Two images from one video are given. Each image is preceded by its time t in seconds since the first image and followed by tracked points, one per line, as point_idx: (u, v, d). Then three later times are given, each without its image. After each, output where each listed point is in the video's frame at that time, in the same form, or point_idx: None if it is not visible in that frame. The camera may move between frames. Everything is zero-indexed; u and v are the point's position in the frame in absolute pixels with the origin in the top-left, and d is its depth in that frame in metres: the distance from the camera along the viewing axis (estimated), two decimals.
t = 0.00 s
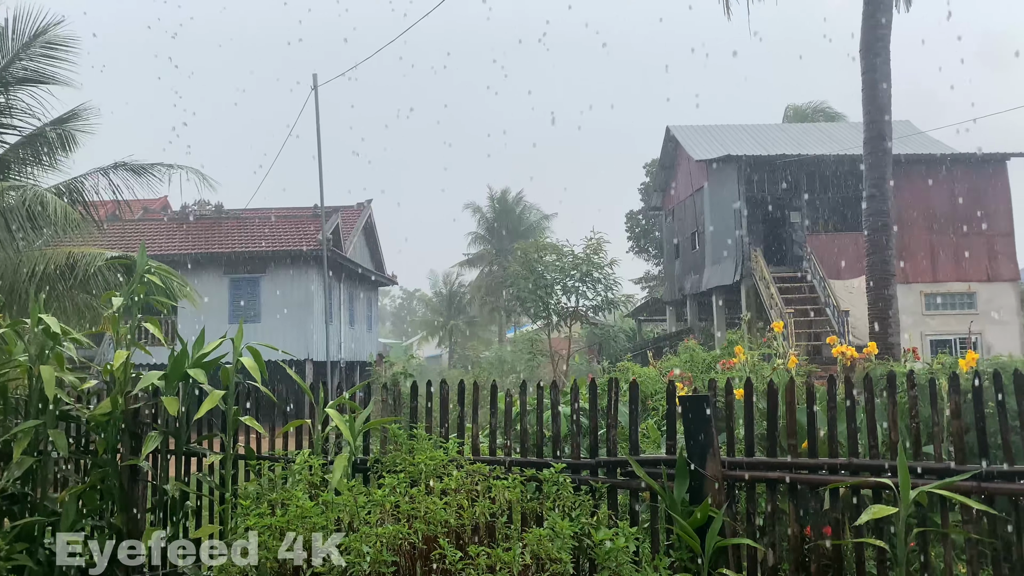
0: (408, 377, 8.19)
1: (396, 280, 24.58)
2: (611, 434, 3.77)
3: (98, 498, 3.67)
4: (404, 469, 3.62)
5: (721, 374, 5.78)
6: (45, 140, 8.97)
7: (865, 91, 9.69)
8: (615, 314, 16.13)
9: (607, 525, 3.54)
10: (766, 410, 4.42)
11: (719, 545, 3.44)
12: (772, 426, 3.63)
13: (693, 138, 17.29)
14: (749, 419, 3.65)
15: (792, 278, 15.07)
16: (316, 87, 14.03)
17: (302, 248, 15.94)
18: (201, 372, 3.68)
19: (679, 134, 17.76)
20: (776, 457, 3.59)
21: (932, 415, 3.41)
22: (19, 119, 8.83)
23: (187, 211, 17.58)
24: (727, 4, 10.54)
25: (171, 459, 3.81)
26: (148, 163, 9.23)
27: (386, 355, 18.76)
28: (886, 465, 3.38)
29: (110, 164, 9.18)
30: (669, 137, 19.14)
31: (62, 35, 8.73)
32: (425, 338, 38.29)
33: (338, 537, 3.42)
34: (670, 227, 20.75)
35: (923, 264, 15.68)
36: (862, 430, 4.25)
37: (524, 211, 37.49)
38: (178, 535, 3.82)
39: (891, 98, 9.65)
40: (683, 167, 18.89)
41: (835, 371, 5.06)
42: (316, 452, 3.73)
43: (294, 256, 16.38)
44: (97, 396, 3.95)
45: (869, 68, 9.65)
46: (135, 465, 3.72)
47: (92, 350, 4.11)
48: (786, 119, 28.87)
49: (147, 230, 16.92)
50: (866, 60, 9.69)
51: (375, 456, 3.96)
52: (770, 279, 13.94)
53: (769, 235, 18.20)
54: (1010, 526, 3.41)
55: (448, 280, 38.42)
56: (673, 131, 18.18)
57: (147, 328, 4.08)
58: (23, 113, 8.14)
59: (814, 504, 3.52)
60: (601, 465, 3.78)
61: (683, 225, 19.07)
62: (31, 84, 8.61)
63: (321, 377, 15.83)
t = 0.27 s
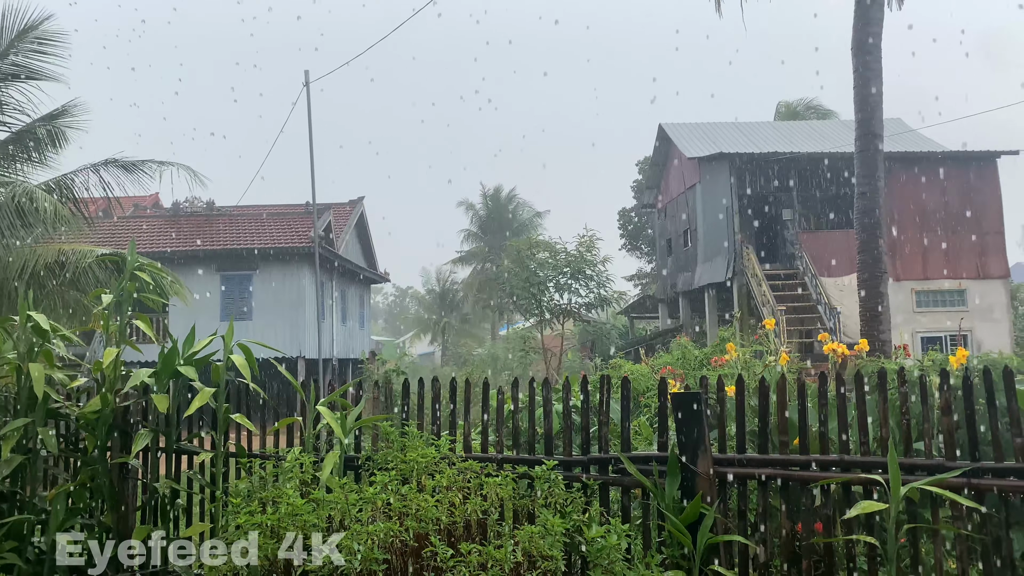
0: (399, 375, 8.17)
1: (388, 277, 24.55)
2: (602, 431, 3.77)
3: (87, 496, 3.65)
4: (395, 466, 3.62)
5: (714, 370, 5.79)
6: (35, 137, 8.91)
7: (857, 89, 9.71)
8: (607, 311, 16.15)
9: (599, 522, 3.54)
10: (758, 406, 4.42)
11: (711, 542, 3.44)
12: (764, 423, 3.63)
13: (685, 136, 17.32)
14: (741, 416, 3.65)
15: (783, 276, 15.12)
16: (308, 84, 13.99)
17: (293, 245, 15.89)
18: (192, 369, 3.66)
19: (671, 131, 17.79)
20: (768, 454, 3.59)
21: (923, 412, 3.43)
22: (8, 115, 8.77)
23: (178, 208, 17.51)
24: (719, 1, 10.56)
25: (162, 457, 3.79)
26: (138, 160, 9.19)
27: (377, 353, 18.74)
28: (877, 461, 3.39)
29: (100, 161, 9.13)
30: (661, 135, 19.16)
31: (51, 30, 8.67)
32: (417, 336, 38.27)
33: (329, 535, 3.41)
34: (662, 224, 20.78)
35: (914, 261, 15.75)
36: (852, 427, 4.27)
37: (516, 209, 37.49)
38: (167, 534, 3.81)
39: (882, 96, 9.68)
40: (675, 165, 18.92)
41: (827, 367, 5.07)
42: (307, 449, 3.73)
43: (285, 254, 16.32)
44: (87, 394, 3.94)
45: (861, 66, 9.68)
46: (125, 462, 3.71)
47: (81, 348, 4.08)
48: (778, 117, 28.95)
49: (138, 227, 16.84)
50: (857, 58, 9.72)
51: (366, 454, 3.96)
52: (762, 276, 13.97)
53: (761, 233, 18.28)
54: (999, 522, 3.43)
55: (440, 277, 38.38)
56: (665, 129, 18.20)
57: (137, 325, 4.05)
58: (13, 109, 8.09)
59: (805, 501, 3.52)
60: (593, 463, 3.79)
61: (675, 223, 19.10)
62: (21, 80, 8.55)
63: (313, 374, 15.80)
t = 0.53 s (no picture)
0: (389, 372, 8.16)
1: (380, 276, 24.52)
2: (593, 429, 3.77)
3: (75, 496, 3.63)
4: (385, 465, 3.61)
5: (704, 368, 5.81)
6: (22, 134, 8.84)
7: (847, 89, 9.75)
8: (598, 309, 16.22)
9: (589, 520, 3.54)
10: (748, 405, 4.43)
11: (700, 540, 3.44)
12: (753, 421, 3.63)
13: (676, 135, 17.34)
14: (731, 414, 3.65)
15: (774, 275, 15.18)
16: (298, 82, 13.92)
17: (284, 243, 15.84)
18: (181, 368, 3.64)
19: (662, 131, 17.81)
20: (757, 452, 3.60)
21: (912, 410, 3.43)
22: None
23: (168, 206, 17.42)
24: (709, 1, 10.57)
25: (150, 456, 3.77)
26: (128, 157, 9.13)
27: (369, 352, 18.72)
28: (866, 459, 3.40)
29: (89, 158, 9.07)
30: (653, 134, 19.19)
31: (39, 27, 8.61)
32: (409, 334, 38.24)
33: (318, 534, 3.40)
34: (653, 223, 20.82)
35: (903, 260, 15.84)
36: (842, 425, 4.28)
37: (508, 207, 37.50)
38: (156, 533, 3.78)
39: (871, 96, 9.71)
40: (667, 164, 18.95)
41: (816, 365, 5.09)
42: (296, 448, 3.71)
43: (276, 252, 16.27)
44: (74, 392, 3.91)
45: (851, 65, 9.72)
46: (113, 461, 3.68)
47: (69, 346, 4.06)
48: (768, 116, 29.05)
49: (128, 225, 16.75)
50: (847, 58, 9.76)
51: (356, 453, 3.95)
52: (752, 275, 14.01)
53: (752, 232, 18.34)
54: (986, 520, 3.44)
55: (432, 275, 38.37)
56: (657, 128, 18.23)
57: (125, 324, 4.03)
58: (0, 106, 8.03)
59: (794, 500, 3.52)
60: (583, 461, 3.79)
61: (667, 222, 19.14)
62: (9, 76, 8.50)
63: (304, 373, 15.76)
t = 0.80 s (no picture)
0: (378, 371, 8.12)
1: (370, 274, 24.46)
2: (582, 428, 3.77)
3: (60, 494, 3.60)
4: (373, 463, 3.60)
5: (692, 367, 5.82)
6: (8, 130, 8.76)
7: (836, 89, 9.80)
8: (588, 308, 16.15)
9: (577, 518, 3.54)
10: (735, 404, 4.45)
11: (688, 538, 3.45)
12: (740, 419, 3.64)
13: (667, 134, 17.37)
14: (719, 413, 3.66)
15: (763, 274, 15.24)
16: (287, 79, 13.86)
17: (273, 241, 15.76)
18: (168, 365, 3.62)
19: (653, 130, 17.85)
20: (744, 450, 3.60)
21: (898, 409, 3.45)
22: None
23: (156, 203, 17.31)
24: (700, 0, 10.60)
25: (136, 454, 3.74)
26: (115, 154, 9.07)
27: (358, 350, 18.67)
28: (852, 458, 3.41)
29: (76, 155, 9.00)
30: (643, 133, 19.22)
31: (26, 22, 8.54)
32: (399, 332, 38.17)
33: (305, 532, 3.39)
34: (644, 222, 20.86)
35: (891, 260, 15.94)
36: (829, 424, 4.31)
37: (498, 205, 37.49)
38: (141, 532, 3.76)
39: (860, 96, 9.77)
40: (657, 163, 18.99)
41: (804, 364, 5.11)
42: (284, 446, 3.70)
43: (265, 249, 16.19)
44: (60, 390, 3.87)
45: (840, 66, 9.76)
46: (99, 459, 3.65)
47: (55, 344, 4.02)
48: (758, 115, 29.17)
49: (116, 222, 16.63)
50: (836, 58, 9.81)
51: (344, 451, 3.94)
52: (741, 274, 14.06)
53: (742, 231, 18.40)
54: (971, 517, 3.46)
55: (422, 274, 38.31)
56: (647, 127, 18.26)
57: (112, 321, 4.00)
58: None
59: (782, 498, 3.53)
60: (572, 460, 3.79)
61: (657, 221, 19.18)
62: None
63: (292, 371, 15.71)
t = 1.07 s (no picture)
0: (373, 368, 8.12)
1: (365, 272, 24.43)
2: (576, 426, 3.77)
3: (53, 492, 3.59)
4: (367, 461, 3.60)
5: (686, 365, 5.83)
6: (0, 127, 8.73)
7: (830, 87, 9.82)
8: (583, 306, 16.19)
9: (571, 516, 3.54)
10: (729, 401, 4.45)
11: (681, 535, 3.45)
12: (734, 416, 3.65)
13: (661, 132, 17.38)
14: (712, 410, 3.66)
15: (756, 272, 15.27)
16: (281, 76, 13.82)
17: (266, 239, 15.72)
18: (161, 363, 3.61)
19: (648, 128, 17.85)
20: (738, 447, 3.61)
21: (891, 406, 3.46)
22: None
23: (150, 200, 17.26)
24: None
25: (130, 451, 3.73)
26: (109, 151, 9.04)
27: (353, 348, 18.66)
28: (845, 455, 3.41)
29: (69, 152, 8.97)
30: (638, 131, 19.23)
31: (19, 18, 8.50)
32: (394, 330, 38.14)
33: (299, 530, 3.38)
34: (638, 220, 20.88)
35: (885, 258, 15.98)
36: (822, 421, 4.32)
37: (493, 203, 37.48)
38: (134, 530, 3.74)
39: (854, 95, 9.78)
40: (652, 161, 19.00)
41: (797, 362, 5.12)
42: (278, 444, 3.69)
43: (259, 247, 16.15)
44: (53, 387, 3.86)
45: (834, 64, 9.78)
46: (92, 457, 3.64)
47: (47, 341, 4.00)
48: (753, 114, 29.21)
49: (109, 220, 16.57)
50: (830, 56, 9.83)
51: (338, 448, 3.94)
52: (735, 272, 14.08)
53: (736, 229, 18.43)
54: (963, 515, 3.47)
55: (417, 272, 38.29)
56: (642, 125, 18.26)
57: (105, 319, 3.98)
58: None
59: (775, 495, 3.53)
60: (566, 457, 3.79)
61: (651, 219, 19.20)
62: None
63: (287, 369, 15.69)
